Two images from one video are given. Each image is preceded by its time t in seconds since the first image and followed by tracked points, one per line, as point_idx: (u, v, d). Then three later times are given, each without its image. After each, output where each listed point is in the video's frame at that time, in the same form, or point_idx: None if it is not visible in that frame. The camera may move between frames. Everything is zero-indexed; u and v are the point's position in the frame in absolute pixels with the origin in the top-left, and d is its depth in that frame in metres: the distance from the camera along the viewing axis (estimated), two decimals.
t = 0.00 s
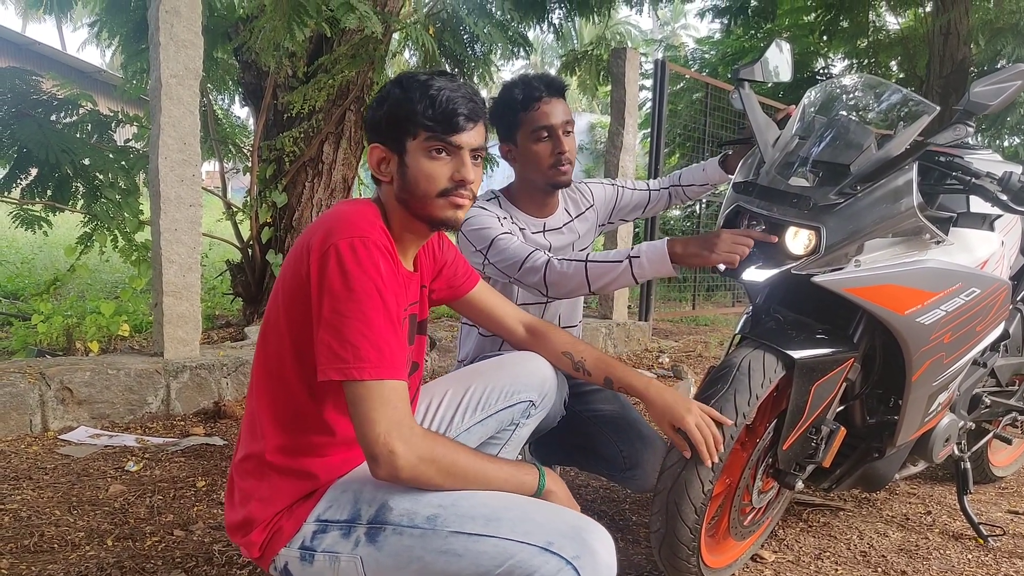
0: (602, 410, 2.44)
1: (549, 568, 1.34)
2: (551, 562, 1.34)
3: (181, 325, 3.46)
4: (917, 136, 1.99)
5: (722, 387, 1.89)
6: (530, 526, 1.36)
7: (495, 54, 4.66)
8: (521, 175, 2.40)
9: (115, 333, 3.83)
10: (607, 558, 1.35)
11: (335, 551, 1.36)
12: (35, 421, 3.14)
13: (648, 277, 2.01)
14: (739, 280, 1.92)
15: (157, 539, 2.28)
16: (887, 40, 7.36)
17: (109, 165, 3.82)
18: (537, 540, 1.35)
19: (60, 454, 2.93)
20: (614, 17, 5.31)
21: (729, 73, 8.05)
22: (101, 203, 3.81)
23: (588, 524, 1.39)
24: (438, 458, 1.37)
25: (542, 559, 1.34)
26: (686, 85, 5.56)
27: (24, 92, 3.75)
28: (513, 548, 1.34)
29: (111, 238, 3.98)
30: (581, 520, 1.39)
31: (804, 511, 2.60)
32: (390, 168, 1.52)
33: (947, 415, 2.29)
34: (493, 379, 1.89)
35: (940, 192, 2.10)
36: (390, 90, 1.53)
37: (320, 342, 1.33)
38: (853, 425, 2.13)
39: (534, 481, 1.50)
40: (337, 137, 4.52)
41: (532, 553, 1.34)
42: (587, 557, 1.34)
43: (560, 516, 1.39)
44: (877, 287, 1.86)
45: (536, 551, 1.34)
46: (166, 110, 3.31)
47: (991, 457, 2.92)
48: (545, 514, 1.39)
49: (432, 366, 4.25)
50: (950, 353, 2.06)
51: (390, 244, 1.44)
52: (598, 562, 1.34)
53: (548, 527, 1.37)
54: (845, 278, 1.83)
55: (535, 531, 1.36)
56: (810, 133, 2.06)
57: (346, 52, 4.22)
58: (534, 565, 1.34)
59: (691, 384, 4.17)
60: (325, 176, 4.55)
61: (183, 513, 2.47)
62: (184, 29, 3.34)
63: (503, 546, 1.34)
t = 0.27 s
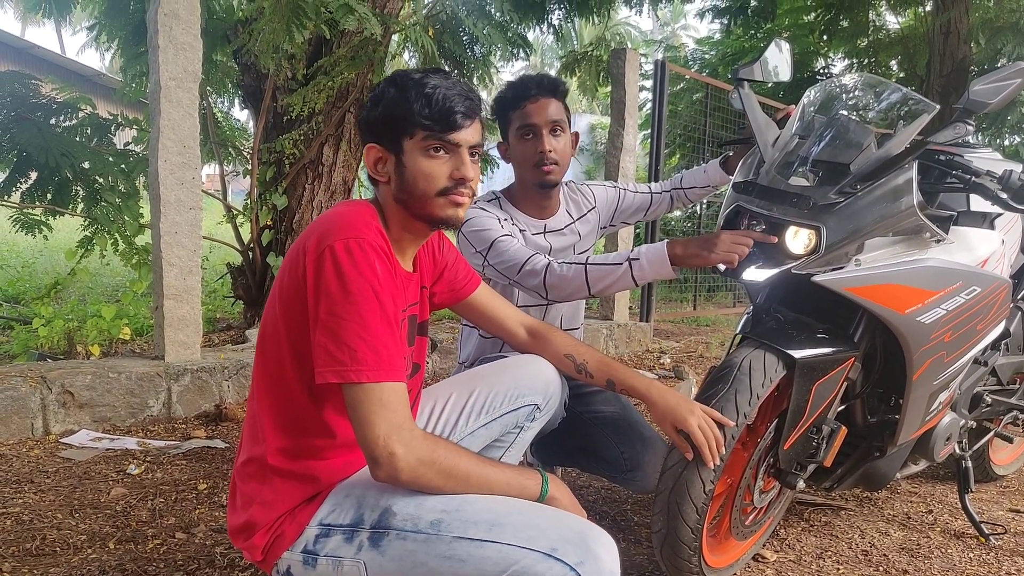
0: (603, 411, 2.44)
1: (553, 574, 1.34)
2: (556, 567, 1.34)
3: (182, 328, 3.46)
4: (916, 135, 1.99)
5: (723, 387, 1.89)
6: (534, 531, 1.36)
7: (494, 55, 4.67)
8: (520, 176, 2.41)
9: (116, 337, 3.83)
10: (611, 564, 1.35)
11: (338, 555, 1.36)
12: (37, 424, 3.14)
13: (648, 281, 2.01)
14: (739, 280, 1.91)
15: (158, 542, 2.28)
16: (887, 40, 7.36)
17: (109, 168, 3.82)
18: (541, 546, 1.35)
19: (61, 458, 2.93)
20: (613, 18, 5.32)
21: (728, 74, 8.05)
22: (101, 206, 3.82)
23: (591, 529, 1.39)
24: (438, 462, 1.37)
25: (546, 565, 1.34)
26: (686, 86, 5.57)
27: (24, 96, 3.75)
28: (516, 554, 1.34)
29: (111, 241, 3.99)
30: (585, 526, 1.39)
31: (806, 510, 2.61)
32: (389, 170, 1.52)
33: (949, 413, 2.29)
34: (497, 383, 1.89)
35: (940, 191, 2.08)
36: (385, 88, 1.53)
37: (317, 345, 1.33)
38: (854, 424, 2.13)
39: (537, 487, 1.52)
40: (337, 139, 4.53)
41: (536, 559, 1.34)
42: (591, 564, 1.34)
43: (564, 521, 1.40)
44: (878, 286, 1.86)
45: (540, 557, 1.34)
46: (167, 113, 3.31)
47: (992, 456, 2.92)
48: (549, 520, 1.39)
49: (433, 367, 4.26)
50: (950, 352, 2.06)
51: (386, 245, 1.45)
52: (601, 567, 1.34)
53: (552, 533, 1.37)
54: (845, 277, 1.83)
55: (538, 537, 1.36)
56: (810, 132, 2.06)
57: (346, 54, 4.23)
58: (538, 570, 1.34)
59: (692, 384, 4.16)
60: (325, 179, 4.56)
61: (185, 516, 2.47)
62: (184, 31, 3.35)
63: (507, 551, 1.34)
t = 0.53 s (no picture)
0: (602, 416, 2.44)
1: None
2: None
3: (181, 334, 3.46)
4: (914, 138, 1.99)
5: (723, 391, 1.89)
6: (532, 542, 1.36)
7: (493, 60, 4.68)
8: (520, 180, 2.41)
9: (115, 343, 3.83)
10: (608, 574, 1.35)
11: (336, 564, 1.36)
12: (36, 432, 3.14)
13: (648, 283, 2.01)
14: (737, 284, 1.92)
15: (158, 549, 2.28)
16: (884, 42, 7.38)
17: (108, 175, 3.83)
18: (538, 556, 1.34)
19: (61, 465, 2.93)
20: (611, 22, 5.33)
21: (727, 77, 8.07)
22: (100, 213, 3.82)
23: (589, 539, 1.38)
24: (435, 471, 1.37)
25: None
26: (684, 89, 5.58)
27: (23, 103, 3.76)
28: (513, 564, 1.34)
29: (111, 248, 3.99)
30: (583, 536, 1.39)
31: (806, 514, 2.60)
32: (413, 179, 1.50)
33: (948, 415, 2.30)
34: (499, 390, 1.90)
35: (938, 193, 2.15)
36: (383, 93, 1.51)
37: (314, 354, 1.33)
38: (854, 427, 2.13)
39: (535, 494, 1.52)
40: (336, 145, 4.53)
41: (533, 570, 1.34)
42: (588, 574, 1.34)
43: (562, 531, 1.39)
44: (876, 289, 1.86)
45: (537, 568, 1.34)
46: (166, 120, 3.32)
47: (992, 458, 2.91)
48: (547, 529, 1.39)
49: (433, 372, 4.26)
50: (949, 354, 2.06)
51: (383, 253, 1.45)
52: None
53: (550, 543, 1.36)
54: (842, 281, 1.83)
55: (535, 547, 1.36)
56: (807, 136, 2.07)
57: (345, 60, 4.24)
58: None
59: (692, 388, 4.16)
60: (324, 184, 4.56)
61: (185, 523, 2.47)
62: (183, 38, 3.35)
63: (504, 562, 1.34)
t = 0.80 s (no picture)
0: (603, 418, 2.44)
1: None
2: None
3: (182, 334, 3.46)
4: (917, 141, 2.00)
5: (723, 395, 1.89)
6: (531, 546, 1.36)
7: (495, 62, 4.68)
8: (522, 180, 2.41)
9: (116, 343, 3.83)
10: None
11: (334, 566, 1.36)
12: (37, 431, 3.13)
13: (648, 285, 2.02)
14: (739, 286, 1.92)
15: (158, 549, 2.28)
16: (886, 46, 7.39)
17: (110, 175, 3.83)
18: (538, 561, 1.34)
19: (62, 464, 2.93)
20: (613, 25, 5.33)
21: (729, 80, 8.07)
22: (102, 213, 3.82)
23: (589, 544, 1.38)
24: (433, 474, 1.37)
25: None
26: (686, 92, 5.59)
27: (25, 103, 3.76)
28: (512, 569, 1.33)
29: (112, 247, 3.99)
30: (582, 540, 1.39)
31: (806, 517, 2.60)
32: (428, 182, 1.50)
33: (949, 419, 2.29)
34: (501, 392, 1.90)
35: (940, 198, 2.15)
36: (386, 97, 1.48)
37: (312, 356, 1.33)
38: (854, 431, 2.13)
39: (534, 498, 1.52)
40: (338, 146, 4.54)
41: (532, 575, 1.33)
42: None
43: (561, 536, 1.39)
44: (876, 292, 1.86)
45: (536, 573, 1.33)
46: (168, 120, 3.32)
47: (993, 462, 2.91)
48: (547, 534, 1.39)
49: (434, 373, 4.26)
50: (950, 358, 2.06)
51: (382, 255, 1.44)
52: None
53: (549, 547, 1.36)
54: (844, 284, 1.84)
55: (535, 551, 1.35)
56: (809, 139, 2.07)
57: (347, 61, 4.25)
58: None
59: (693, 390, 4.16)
60: (325, 185, 4.56)
61: (185, 524, 2.46)
62: (185, 38, 3.36)
63: (504, 566, 1.33)
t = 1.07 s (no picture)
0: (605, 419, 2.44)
1: None
2: None
3: (186, 331, 3.46)
4: (923, 147, 1.99)
5: (726, 398, 1.88)
6: (535, 548, 1.36)
7: (500, 62, 4.68)
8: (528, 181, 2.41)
9: (119, 339, 3.84)
10: None
11: (337, 566, 1.36)
12: (40, 426, 3.14)
13: (651, 288, 2.02)
14: (744, 289, 1.92)
15: (160, 545, 2.28)
16: (892, 51, 7.39)
17: (115, 171, 3.83)
18: (541, 563, 1.34)
19: (64, 459, 2.94)
20: (619, 26, 5.33)
21: (734, 83, 8.07)
22: (107, 209, 3.83)
23: (592, 546, 1.38)
24: (437, 474, 1.37)
25: None
26: (691, 94, 5.59)
27: (32, 98, 3.77)
28: (516, 571, 1.33)
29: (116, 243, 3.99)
30: (586, 543, 1.39)
31: (808, 521, 2.60)
32: (415, 181, 1.50)
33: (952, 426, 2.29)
34: (503, 393, 1.90)
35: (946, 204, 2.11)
36: (378, 97, 1.51)
37: (318, 353, 1.33)
38: (857, 436, 2.13)
39: (537, 499, 1.52)
40: (343, 145, 4.54)
41: None
42: None
43: (565, 538, 1.39)
44: (882, 297, 1.86)
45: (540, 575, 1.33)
46: (174, 117, 3.33)
47: (995, 469, 2.91)
48: (550, 536, 1.39)
49: (436, 373, 4.26)
50: (955, 364, 2.06)
51: (388, 253, 1.45)
52: None
53: (553, 550, 1.36)
54: (850, 289, 1.83)
55: (538, 554, 1.35)
56: (815, 144, 2.07)
57: (353, 60, 4.25)
58: None
59: (695, 393, 4.16)
60: (330, 184, 4.56)
61: (187, 520, 2.47)
62: (192, 36, 3.36)
63: (507, 568, 1.33)
